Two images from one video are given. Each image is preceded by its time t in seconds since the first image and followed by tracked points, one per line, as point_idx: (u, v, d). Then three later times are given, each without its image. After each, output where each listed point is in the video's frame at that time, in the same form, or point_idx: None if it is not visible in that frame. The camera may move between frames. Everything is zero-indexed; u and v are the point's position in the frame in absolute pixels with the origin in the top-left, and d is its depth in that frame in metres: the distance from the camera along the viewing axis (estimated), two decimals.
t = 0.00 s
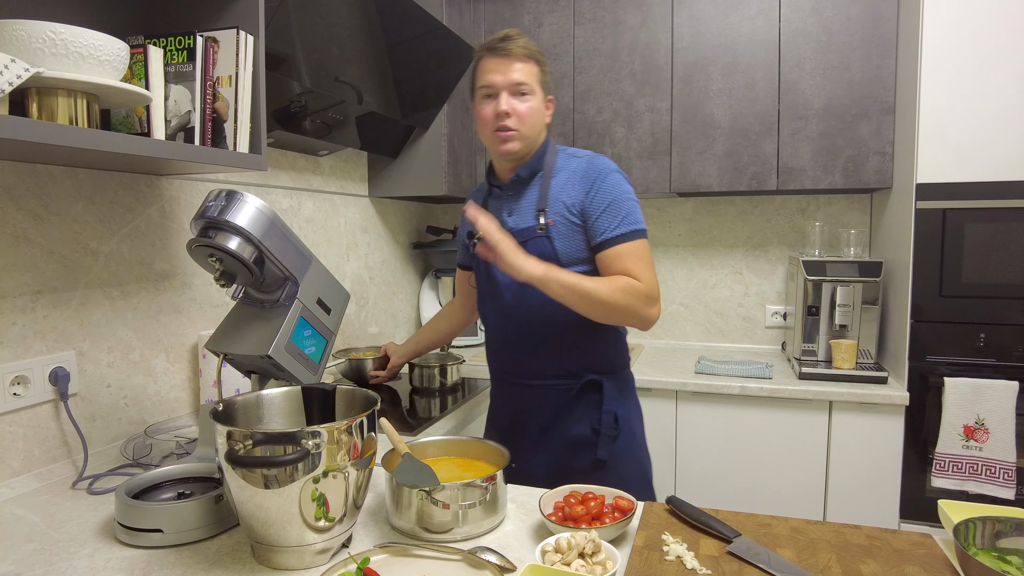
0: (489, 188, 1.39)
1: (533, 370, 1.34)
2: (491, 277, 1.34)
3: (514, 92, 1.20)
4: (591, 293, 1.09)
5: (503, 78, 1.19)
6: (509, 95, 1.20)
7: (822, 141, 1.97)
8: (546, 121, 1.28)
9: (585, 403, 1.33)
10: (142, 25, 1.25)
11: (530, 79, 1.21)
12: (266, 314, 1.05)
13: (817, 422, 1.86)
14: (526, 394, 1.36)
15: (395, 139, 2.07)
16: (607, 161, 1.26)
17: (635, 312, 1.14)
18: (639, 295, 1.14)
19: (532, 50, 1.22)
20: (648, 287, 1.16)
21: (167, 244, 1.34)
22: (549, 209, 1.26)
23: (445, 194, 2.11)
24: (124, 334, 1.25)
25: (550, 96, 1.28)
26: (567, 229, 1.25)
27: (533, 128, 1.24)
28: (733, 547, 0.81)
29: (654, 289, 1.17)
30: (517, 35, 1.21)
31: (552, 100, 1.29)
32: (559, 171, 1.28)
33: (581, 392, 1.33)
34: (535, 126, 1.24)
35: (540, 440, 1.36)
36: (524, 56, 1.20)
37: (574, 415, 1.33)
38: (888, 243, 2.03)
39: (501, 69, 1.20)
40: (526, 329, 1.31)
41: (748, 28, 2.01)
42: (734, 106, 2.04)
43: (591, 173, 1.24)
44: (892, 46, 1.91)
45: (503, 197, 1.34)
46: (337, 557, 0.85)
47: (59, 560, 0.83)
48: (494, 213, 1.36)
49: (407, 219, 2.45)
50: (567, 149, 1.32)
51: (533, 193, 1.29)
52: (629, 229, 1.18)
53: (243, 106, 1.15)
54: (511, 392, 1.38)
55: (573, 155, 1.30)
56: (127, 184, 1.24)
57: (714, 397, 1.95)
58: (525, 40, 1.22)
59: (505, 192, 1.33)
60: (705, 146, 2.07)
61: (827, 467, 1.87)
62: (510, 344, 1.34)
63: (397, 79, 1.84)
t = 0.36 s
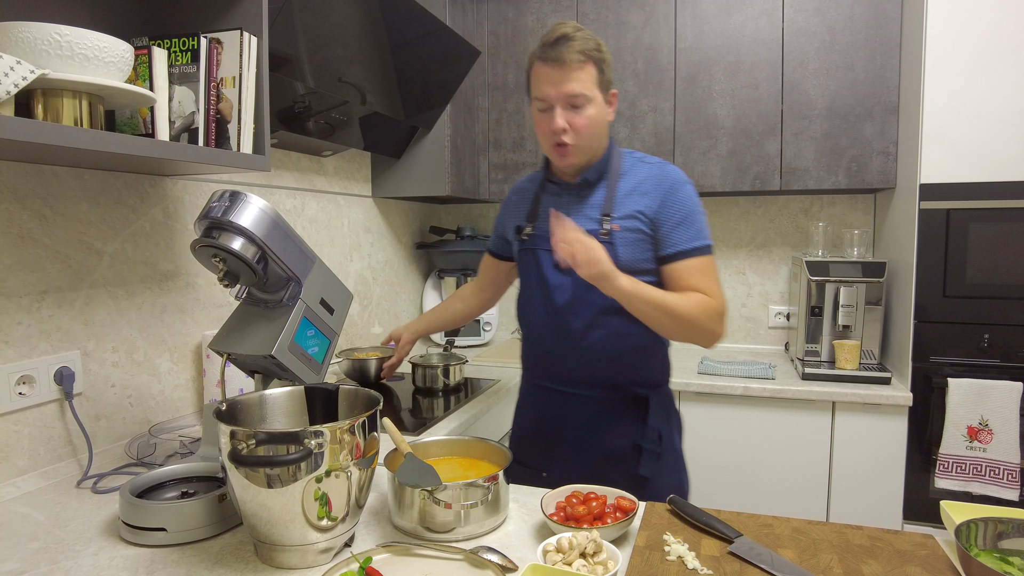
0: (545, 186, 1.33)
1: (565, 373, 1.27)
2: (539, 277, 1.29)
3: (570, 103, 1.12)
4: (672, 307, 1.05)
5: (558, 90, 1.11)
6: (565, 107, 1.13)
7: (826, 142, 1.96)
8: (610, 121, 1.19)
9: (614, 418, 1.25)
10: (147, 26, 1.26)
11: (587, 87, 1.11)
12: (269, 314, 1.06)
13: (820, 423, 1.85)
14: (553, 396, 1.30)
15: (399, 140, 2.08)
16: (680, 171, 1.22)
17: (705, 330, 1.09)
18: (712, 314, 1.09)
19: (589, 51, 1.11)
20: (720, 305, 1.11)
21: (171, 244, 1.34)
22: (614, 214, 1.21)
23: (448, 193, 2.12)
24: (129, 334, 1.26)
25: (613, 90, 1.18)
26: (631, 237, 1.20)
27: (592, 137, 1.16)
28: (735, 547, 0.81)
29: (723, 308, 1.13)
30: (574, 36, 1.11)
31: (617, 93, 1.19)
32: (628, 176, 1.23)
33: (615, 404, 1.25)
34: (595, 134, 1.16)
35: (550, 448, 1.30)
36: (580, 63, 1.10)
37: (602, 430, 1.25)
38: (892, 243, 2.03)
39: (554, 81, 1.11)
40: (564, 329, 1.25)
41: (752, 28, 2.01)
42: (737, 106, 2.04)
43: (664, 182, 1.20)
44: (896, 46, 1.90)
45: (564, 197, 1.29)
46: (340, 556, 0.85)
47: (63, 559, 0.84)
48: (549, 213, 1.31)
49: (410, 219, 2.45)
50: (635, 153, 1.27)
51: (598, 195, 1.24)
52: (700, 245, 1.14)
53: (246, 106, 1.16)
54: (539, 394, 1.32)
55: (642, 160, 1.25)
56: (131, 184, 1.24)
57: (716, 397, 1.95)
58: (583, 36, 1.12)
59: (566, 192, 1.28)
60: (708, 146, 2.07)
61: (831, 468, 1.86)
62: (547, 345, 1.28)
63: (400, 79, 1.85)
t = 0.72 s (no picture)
0: (602, 187, 1.29)
1: (604, 381, 1.23)
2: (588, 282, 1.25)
3: (608, 112, 1.09)
4: (762, 340, 1.08)
5: (593, 100, 1.09)
6: (602, 116, 1.10)
7: (826, 142, 1.97)
8: (658, 125, 1.14)
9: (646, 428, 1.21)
10: (150, 29, 1.27)
11: (623, 95, 1.07)
12: (271, 313, 1.07)
13: (820, 423, 1.86)
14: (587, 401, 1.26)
15: (401, 141, 2.09)
16: (750, 180, 1.20)
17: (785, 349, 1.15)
18: (793, 332, 1.14)
19: (626, 56, 1.06)
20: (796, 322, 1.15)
21: (174, 245, 1.36)
22: (682, 226, 1.18)
23: (449, 193, 2.13)
24: (132, 334, 1.27)
25: (662, 92, 1.12)
26: (700, 251, 1.18)
27: (634, 145, 1.12)
28: (731, 544, 0.81)
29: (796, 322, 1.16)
30: (610, 42, 1.07)
31: (668, 93, 1.12)
32: (697, 185, 1.19)
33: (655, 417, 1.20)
34: (637, 142, 1.11)
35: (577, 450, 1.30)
36: (615, 70, 1.06)
37: (633, 439, 1.22)
38: (892, 243, 2.03)
39: (589, 91, 1.09)
40: (608, 336, 1.21)
41: (752, 29, 2.02)
42: (737, 106, 2.05)
43: (737, 195, 1.17)
44: (896, 47, 1.91)
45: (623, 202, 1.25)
46: (341, 552, 0.86)
47: (68, 555, 0.85)
48: (604, 216, 1.27)
49: (412, 220, 2.46)
50: (699, 158, 1.23)
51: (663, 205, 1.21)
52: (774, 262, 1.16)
53: (248, 108, 1.17)
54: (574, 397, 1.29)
55: (709, 166, 1.21)
56: (134, 185, 1.25)
57: (716, 397, 1.95)
58: (622, 41, 1.07)
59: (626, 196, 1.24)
60: (709, 146, 2.08)
61: (831, 467, 1.87)
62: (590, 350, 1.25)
63: (402, 80, 1.86)
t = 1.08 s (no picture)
0: (593, 187, 1.23)
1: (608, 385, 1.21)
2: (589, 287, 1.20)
3: (594, 110, 1.04)
4: (729, 360, 1.01)
5: (580, 97, 1.04)
6: (589, 115, 1.05)
7: (825, 143, 1.98)
8: (649, 124, 1.08)
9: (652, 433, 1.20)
10: (154, 31, 1.29)
11: (610, 93, 1.02)
12: (273, 313, 1.07)
13: (819, 422, 1.87)
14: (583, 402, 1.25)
15: (402, 141, 2.10)
16: (744, 180, 1.16)
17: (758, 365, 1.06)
18: (761, 348, 1.05)
19: (614, 52, 1.01)
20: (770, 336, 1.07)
21: (176, 245, 1.37)
22: (678, 227, 1.14)
23: (450, 194, 2.14)
24: (135, 333, 1.28)
25: (653, 89, 1.06)
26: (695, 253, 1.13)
27: (622, 145, 1.06)
28: (728, 541, 0.82)
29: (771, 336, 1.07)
30: (597, 38, 1.02)
31: (659, 91, 1.06)
32: (691, 183, 1.15)
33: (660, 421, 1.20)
34: (625, 142, 1.06)
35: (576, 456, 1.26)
36: (602, 67, 1.01)
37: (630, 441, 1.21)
38: (891, 243, 2.04)
39: (575, 88, 1.04)
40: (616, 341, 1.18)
41: (751, 30, 2.02)
42: (737, 107, 2.05)
43: (730, 194, 1.13)
44: (895, 47, 1.91)
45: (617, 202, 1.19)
46: (341, 549, 0.87)
47: (72, 551, 0.86)
48: (597, 218, 1.21)
49: (413, 220, 2.47)
50: (694, 157, 1.19)
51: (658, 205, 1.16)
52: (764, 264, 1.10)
53: (250, 109, 1.18)
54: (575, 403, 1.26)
55: (703, 165, 1.17)
56: (137, 185, 1.26)
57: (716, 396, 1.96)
58: (609, 38, 1.02)
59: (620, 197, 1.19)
60: (709, 147, 2.09)
61: (829, 466, 1.87)
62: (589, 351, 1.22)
63: (402, 81, 1.86)
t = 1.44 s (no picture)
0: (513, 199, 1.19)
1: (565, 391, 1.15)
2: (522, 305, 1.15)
3: (488, 123, 0.95)
4: (643, 376, 0.86)
5: (470, 112, 0.95)
6: (484, 127, 0.96)
7: (825, 143, 1.98)
8: (548, 127, 1.01)
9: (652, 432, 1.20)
10: (158, 32, 1.29)
11: (501, 101, 0.93)
12: (275, 312, 1.08)
13: (819, 422, 1.87)
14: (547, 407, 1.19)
15: (403, 141, 2.10)
16: (659, 164, 1.08)
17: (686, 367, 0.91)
18: (680, 349, 0.89)
19: (496, 59, 0.92)
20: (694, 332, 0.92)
21: (179, 245, 1.37)
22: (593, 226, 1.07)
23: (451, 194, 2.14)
24: (138, 332, 1.28)
25: (545, 88, 0.98)
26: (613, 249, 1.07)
27: (525, 152, 0.99)
28: (728, 539, 0.83)
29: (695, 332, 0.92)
30: (476, 46, 0.93)
31: (551, 89, 0.99)
32: (601, 179, 1.09)
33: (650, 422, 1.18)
34: (527, 149, 0.99)
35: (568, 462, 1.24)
36: (486, 76, 0.92)
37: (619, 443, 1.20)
38: (891, 243, 2.04)
39: (462, 102, 0.95)
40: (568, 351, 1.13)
41: (752, 30, 2.03)
42: (737, 107, 2.06)
43: (638, 181, 1.06)
44: (895, 48, 1.92)
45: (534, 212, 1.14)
46: (344, 547, 0.88)
47: (76, 549, 0.87)
48: (518, 229, 1.16)
49: (413, 220, 2.47)
50: (605, 150, 1.12)
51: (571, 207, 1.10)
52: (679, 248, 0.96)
53: (253, 109, 1.19)
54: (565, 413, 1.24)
55: (615, 157, 1.11)
56: (140, 185, 1.27)
57: (717, 396, 1.96)
58: (490, 45, 0.92)
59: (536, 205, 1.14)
60: (709, 147, 2.09)
61: (830, 466, 1.88)
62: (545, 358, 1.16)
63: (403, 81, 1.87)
